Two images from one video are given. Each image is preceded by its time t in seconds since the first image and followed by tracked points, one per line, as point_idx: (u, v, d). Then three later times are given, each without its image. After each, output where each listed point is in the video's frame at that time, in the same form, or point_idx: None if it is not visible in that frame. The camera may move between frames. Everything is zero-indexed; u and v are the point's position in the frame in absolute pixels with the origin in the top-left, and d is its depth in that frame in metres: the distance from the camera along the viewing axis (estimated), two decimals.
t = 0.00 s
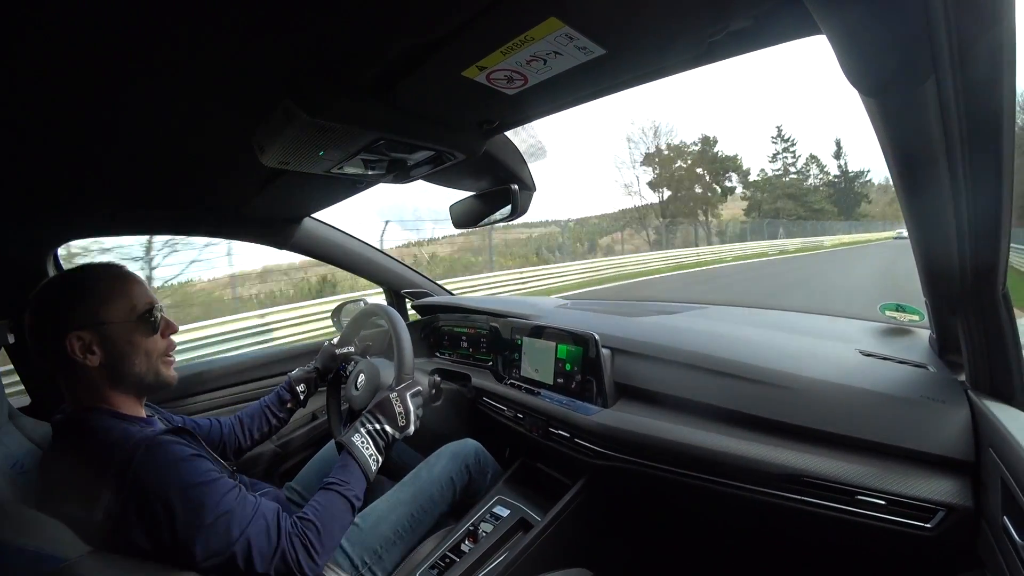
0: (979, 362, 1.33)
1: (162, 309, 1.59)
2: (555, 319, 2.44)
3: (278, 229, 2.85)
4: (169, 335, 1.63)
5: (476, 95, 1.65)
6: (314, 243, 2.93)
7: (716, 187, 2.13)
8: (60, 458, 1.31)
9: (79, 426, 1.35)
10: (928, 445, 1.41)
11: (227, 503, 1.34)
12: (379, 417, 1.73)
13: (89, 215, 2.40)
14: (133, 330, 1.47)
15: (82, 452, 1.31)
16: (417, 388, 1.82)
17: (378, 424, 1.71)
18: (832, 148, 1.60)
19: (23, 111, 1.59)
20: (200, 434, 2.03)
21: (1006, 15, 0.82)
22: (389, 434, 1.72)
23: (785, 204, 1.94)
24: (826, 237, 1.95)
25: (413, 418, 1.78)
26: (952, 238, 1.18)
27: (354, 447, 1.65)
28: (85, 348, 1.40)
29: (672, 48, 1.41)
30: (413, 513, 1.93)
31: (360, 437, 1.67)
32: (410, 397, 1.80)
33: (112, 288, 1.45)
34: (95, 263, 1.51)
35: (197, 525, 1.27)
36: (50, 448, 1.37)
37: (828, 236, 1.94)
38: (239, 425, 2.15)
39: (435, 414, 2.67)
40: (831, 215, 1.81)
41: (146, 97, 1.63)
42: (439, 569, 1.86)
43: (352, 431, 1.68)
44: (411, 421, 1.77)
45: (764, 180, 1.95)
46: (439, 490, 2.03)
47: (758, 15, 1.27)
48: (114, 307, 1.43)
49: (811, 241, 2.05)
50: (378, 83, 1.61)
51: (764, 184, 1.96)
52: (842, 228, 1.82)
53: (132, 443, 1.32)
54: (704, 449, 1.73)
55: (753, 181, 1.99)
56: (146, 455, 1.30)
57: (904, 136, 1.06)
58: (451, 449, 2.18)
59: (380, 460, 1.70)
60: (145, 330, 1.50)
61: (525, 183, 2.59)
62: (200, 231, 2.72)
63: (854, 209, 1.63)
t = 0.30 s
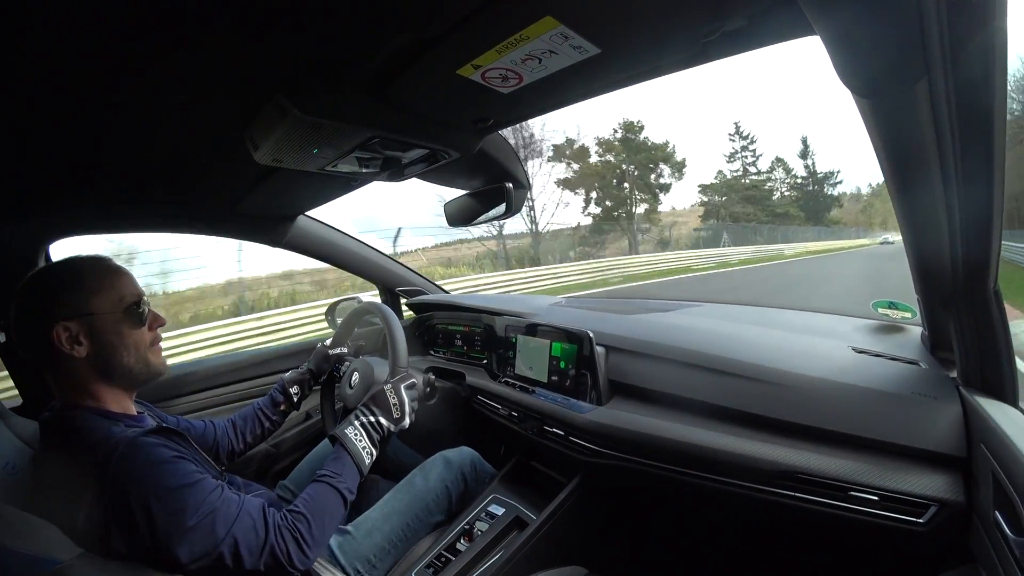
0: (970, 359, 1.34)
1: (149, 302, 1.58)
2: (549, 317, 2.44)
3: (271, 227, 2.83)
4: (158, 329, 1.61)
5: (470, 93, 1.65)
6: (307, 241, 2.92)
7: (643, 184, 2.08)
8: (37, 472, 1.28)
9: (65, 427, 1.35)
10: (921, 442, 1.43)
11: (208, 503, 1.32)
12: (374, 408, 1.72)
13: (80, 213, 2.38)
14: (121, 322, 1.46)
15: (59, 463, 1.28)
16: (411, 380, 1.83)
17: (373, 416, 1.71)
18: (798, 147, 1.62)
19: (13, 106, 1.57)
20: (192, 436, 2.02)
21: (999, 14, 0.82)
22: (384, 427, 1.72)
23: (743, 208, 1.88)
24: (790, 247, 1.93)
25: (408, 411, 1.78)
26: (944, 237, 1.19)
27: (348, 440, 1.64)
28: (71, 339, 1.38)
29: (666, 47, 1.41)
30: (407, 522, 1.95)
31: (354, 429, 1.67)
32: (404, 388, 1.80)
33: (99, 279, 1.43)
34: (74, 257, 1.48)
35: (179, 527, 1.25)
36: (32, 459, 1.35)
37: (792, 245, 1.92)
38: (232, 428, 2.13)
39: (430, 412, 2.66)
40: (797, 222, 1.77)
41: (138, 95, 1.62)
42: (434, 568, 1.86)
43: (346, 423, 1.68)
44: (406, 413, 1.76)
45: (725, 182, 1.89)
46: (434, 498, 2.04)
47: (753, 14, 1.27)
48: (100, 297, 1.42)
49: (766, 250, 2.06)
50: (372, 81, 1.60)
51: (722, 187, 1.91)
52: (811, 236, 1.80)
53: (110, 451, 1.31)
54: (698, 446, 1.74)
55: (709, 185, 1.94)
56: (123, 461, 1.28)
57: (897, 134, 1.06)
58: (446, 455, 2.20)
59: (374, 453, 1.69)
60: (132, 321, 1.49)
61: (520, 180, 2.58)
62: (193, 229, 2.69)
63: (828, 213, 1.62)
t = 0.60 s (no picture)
0: (964, 362, 1.35)
1: (140, 308, 1.58)
2: (544, 321, 2.44)
3: (267, 230, 2.82)
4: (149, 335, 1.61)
5: (465, 96, 1.65)
6: (302, 244, 2.91)
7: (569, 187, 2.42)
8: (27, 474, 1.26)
9: (56, 435, 1.34)
10: (916, 445, 1.43)
11: (201, 511, 1.32)
12: (371, 408, 1.71)
13: (73, 216, 2.36)
14: (113, 327, 1.45)
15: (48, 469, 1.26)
16: (407, 380, 1.82)
17: (370, 416, 1.70)
18: (766, 143, 1.69)
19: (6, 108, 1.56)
20: (188, 442, 2.00)
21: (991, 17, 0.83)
22: (381, 427, 1.71)
23: (695, 209, 1.97)
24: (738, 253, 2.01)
25: (405, 410, 1.77)
26: (939, 239, 1.19)
27: (344, 441, 1.63)
28: (63, 344, 1.37)
29: (661, 51, 1.41)
30: (403, 526, 1.93)
31: (351, 430, 1.66)
32: (400, 388, 1.79)
33: (91, 284, 1.42)
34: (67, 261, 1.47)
35: (171, 537, 1.25)
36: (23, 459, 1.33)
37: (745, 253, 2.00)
38: (227, 435, 2.12)
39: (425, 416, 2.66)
40: (763, 227, 1.84)
41: (132, 97, 1.61)
42: (430, 571, 1.85)
43: (343, 424, 1.67)
44: (403, 412, 1.75)
45: (680, 182, 2.00)
46: (429, 502, 2.03)
47: (748, 17, 1.27)
48: (93, 302, 1.41)
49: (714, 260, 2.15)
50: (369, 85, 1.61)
51: (677, 188, 2.02)
52: (784, 245, 1.86)
53: (99, 459, 1.29)
54: (694, 450, 1.74)
55: (662, 189, 2.06)
56: (113, 471, 1.26)
57: (891, 138, 1.07)
58: (442, 461, 2.19)
59: (370, 452, 1.68)
60: (123, 327, 1.48)
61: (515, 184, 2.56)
62: (188, 233, 2.68)
63: (801, 218, 1.67)
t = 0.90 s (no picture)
0: (961, 365, 1.36)
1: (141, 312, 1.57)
2: (542, 325, 2.44)
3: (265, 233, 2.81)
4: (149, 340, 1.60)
5: (465, 99, 1.65)
6: (299, 249, 2.89)
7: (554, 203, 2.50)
8: (23, 479, 1.24)
9: (53, 441, 1.33)
10: (915, 447, 1.43)
11: (198, 518, 1.32)
12: (369, 411, 1.71)
13: (70, 219, 2.34)
14: (113, 332, 1.45)
15: (45, 479, 1.25)
16: (405, 382, 1.82)
17: (369, 419, 1.70)
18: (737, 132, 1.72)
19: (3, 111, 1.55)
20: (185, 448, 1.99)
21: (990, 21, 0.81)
22: (380, 430, 1.70)
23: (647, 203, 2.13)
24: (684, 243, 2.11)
25: (404, 412, 1.77)
26: (936, 243, 1.19)
27: (343, 445, 1.62)
28: (62, 350, 1.36)
29: (660, 55, 1.42)
30: (402, 527, 1.93)
31: (350, 433, 1.65)
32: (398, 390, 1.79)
33: (90, 289, 1.42)
34: (66, 264, 1.47)
35: (169, 545, 1.24)
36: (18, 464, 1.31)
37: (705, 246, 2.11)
38: (224, 440, 2.10)
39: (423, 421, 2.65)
40: (732, 233, 1.98)
41: (131, 100, 1.61)
42: None
43: (341, 427, 1.66)
44: (402, 415, 1.75)
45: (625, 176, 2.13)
46: (428, 503, 2.02)
47: (746, 22, 1.28)
48: (92, 308, 1.40)
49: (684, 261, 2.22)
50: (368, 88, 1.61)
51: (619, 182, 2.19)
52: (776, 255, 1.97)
53: (92, 468, 1.28)
54: (693, 454, 1.74)
55: (605, 185, 2.22)
56: (107, 479, 1.26)
57: (888, 141, 1.07)
58: (439, 462, 2.18)
59: (369, 456, 1.67)
60: (123, 332, 1.48)
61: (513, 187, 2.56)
62: (185, 236, 2.67)
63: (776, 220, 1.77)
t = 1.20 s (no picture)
0: (961, 367, 1.36)
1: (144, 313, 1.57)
2: (542, 326, 2.44)
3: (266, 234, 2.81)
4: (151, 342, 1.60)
5: (464, 102, 1.65)
6: (299, 250, 2.89)
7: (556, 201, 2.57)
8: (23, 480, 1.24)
9: (52, 442, 1.33)
10: (916, 450, 1.43)
11: (197, 517, 1.31)
12: (369, 412, 1.71)
13: (70, 222, 2.34)
14: (114, 334, 1.45)
15: (46, 481, 1.25)
16: (405, 383, 1.82)
17: (369, 420, 1.69)
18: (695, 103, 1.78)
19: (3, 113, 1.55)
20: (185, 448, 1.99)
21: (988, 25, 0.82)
22: (380, 431, 1.70)
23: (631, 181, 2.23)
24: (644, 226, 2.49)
25: (404, 413, 1.77)
26: (935, 246, 1.20)
27: (343, 446, 1.62)
28: (62, 349, 1.36)
29: (660, 56, 1.41)
30: (403, 528, 1.93)
31: (350, 434, 1.65)
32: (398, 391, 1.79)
33: (92, 290, 1.42)
34: (67, 266, 1.46)
35: (169, 545, 1.24)
36: (20, 464, 1.32)
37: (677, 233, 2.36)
38: (224, 441, 2.10)
39: (423, 423, 2.65)
40: (740, 229, 2.02)
41: (130, 103, 1.61)
42: None
43: (341, 428, 1.66)
44: (402, 417, 1.76)
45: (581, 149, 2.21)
46: (428, 504, 2.02)
47: (745, 25, 1.27)
48: (94, 308, 1.41)
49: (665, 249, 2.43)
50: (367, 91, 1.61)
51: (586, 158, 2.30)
52: (774, 257, 2.02)
53: (94, 466, 1.28)
54: (693, 455, 1.74)
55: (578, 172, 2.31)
56: (108, 479, 1.25)
57: (888, 143, 1.07)
58: (439, 460, 2.18)
59: (369, 457, 1.67)
60: (125, 333, 1.48)
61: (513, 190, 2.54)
62: (186, 238, 2.67)
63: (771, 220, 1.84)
